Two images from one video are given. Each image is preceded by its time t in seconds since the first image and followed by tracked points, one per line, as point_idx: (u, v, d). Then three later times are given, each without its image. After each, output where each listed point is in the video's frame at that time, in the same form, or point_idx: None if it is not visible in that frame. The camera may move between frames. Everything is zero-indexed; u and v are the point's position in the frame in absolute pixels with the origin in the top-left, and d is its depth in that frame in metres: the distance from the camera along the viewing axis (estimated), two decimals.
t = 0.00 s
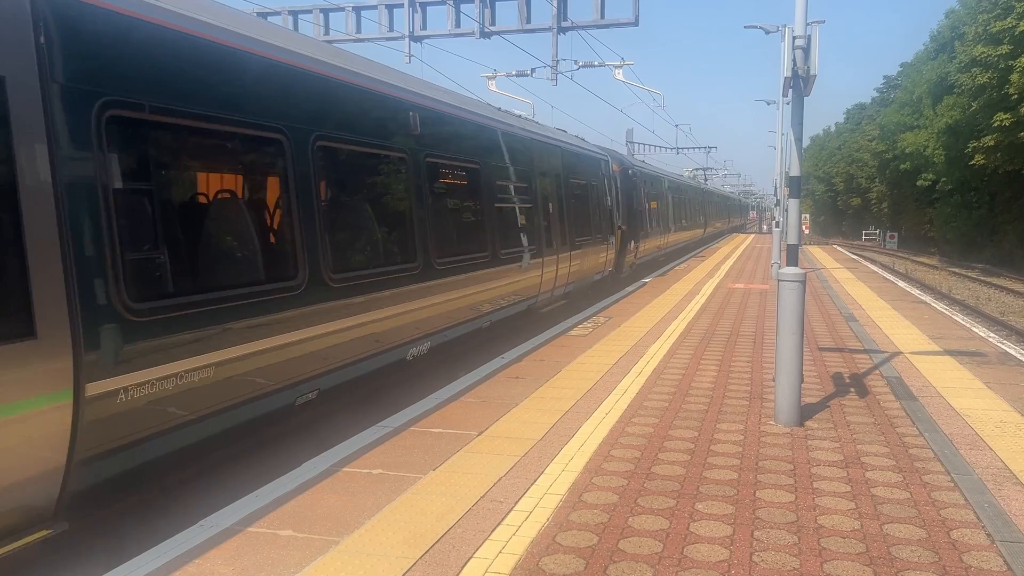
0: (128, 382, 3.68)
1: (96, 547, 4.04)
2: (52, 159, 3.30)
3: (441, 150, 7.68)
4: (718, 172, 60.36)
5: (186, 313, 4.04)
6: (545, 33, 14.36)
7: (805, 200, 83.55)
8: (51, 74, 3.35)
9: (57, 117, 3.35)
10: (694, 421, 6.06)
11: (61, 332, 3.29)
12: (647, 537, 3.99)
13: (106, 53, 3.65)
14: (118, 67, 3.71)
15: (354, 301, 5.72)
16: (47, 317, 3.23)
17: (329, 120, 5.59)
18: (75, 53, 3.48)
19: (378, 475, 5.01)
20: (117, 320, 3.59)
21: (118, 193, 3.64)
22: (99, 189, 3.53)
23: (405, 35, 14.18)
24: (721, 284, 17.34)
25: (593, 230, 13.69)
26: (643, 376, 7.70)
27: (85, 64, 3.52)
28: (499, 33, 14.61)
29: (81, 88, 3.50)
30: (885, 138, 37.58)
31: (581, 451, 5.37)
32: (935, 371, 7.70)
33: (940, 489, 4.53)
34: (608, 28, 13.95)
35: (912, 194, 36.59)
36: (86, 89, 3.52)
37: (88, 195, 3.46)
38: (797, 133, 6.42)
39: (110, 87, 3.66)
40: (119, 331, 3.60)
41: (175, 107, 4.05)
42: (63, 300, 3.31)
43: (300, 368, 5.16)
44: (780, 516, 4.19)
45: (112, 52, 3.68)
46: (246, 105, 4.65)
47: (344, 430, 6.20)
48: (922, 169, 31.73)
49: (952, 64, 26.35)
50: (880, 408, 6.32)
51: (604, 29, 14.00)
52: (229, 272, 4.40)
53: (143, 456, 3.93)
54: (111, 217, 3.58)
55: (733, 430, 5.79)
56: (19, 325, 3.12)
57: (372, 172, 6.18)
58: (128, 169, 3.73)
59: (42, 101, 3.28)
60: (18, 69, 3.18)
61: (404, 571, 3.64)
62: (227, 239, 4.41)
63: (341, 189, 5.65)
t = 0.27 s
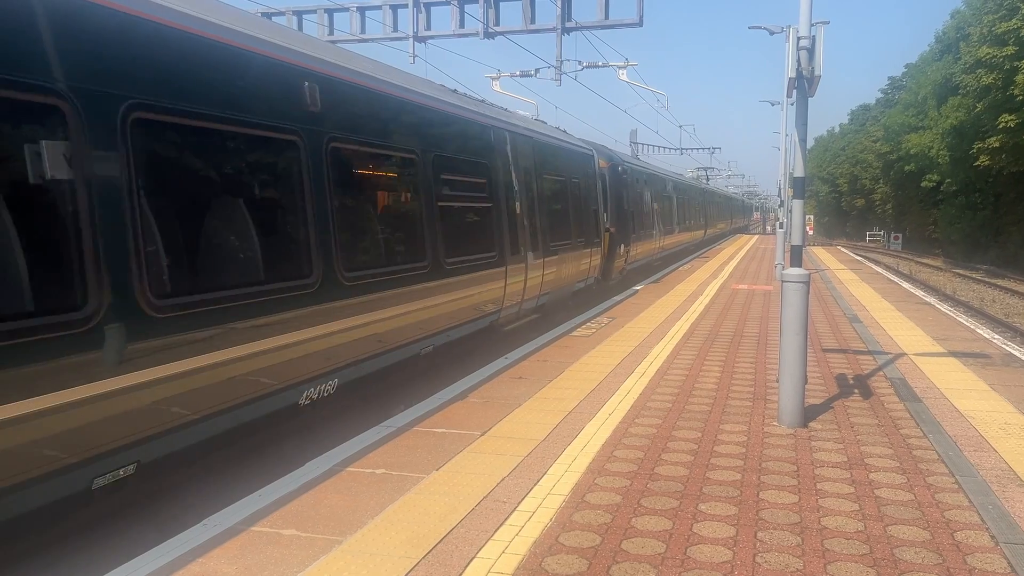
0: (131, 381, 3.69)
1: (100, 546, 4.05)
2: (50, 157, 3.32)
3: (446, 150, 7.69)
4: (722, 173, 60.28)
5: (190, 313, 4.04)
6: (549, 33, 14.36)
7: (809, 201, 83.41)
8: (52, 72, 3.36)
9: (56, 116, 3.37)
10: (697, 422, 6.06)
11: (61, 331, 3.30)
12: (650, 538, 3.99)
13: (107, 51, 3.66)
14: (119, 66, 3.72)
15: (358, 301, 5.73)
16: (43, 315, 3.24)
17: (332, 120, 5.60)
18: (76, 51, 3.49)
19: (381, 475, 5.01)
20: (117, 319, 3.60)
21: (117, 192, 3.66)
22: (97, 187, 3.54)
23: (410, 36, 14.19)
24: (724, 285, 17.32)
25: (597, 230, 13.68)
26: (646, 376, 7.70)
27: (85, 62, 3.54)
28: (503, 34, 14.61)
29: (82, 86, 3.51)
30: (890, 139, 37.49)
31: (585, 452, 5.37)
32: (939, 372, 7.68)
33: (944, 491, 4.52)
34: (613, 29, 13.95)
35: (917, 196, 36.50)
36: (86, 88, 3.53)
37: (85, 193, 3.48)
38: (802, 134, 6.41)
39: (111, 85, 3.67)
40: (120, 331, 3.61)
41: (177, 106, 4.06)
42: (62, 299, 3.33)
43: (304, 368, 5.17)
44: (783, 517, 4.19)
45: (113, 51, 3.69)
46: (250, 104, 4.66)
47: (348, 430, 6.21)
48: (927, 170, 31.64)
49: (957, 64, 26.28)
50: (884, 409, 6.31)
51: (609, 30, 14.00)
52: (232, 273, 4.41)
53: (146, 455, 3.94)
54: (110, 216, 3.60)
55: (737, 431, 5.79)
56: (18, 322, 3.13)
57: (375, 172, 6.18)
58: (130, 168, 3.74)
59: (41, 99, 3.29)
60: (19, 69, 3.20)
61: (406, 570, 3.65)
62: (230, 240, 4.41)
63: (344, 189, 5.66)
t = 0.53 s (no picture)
0: (135, 381, 3.70)
1: (104, 545, 4.07)
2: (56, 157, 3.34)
3: (449, 151, 7.70)
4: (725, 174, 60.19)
5: (194, 313, 4.06)
6: (553, 34, 14.37)
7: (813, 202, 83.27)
8: (58, 73, 3.38)
9: (62, 115, 3.38)
10: (701, 423, 6.05)
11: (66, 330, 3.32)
12: (653, 538, 3.99)
13: (112, 52, 3.68)
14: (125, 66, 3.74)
15: (361, 301, 5.74)
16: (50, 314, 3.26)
17: (336, 120, 5.61)
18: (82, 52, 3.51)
19: (385, 475, 5.02)
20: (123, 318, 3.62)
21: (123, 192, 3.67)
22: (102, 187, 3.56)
23: (414, 36, 14.21)
24: (728, 286, 17.30)
25: (600, 231, 13.68)
26: (649, 377, 7.70)
27: (91, 63, 3.56)
28: (507, 34, 14.62)
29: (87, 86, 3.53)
30: (894, 140, 37.41)
31: (588, 453, 5.37)
32: (943, 374, 7.67)
33: (948, 493, 4.51)
34: (617, 30, 13.95)
35: (921, 197, 36.42)
36: (92, 88, 3.55)
37: (90, 193, 3.50)
38: (806, 135, 6.41)
39: (116, 86, 3.69)
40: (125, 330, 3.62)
41: (182, 106, 4.08)
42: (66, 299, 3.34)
43: (307, 368, 5.18)
44: (787, 518, 4.19)
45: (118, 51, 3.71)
46: (254, 104, 4.67)
47: (351, 430, 6.22)
48: (932, 171, 31.58)
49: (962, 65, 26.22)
50: (888, 411, 6.30)
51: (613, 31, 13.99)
52: (237, 273, 4.42)
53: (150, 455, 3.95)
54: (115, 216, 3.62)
55: (740, 432, 5.78)
56: (26, 321, 3.15)
57: (379, 172, 6.19)
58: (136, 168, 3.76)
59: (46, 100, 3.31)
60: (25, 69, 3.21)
61: (410, 570, 3.66)
62: (234, 239, 4.43)
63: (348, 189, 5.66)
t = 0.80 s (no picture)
0: (139, 381, 3.71)
1: (108, 545, 4.08)
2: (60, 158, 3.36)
3: (453, 151, 7.70)
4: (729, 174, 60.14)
5: (198, 313, 4.07)
6: (556, 34, 14.37)
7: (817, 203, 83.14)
8: (62, 74, 3.40)
9: (66, 117, 3.40)
10: (704, 424, 6.05)
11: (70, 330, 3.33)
12: (655, 539, 3.99)
13: (115, 53, 3.69)
14: (128, 68, 3.76)
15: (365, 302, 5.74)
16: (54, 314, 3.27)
17: (339, 121, 5.61)
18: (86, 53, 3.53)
19: (388, 475, 5.03)
20: (127, 318, 3.63)
21: (126, 193, 3.69)
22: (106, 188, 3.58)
23: (417, 37, 14.23)
24: (731, 287, 17.28)
25: (604, 231, 13.67)
26: (653, 378, 7.69)
27: (95, 64, 3.57)
28: (510, 35, 14.63)
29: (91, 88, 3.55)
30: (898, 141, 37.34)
31: (591, 453, 5.37)
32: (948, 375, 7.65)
33: (951, 494, 4.50)
34: (620, 31, 13.95)
35: (926, 198, 36.33)
36: (96, 89, 3.57)
37: (94, 194, 3.52)
38: (809, 136, 6.40)
39: (120, 87, 3.70)
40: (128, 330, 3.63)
41: (184, 107, 4.09)
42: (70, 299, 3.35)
43: (310, 368, 5.18)
44: (789, 520, 4.18)
45: (122, 52, 3.73)
46: (256, 105, 4.68)
47: (355, 430, 6.23)
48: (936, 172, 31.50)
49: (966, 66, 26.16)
50: (892, 412, 6.29)
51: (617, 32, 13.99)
52: (240, 273, 4.43)
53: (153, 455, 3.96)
54: (118, 217, 3.63)
55: (744, 433, 5.78)
56: (32, 321, 3.17)
57: (382, 173, 6.19)
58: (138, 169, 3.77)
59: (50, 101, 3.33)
60: (29, 70, 3.23)
61: (412, 571, 3.66)
62: (237, 240, 4.43)
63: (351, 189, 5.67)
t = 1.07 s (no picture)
0: (142, 382, 3.72)
1: (110, 545, 4.08)
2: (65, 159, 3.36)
3: (454, 152, 7.70)
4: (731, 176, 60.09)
5: (201, 313, 4.08)
6: (558, 35, 14.38)
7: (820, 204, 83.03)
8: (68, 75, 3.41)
9: (72, 118, 3.41)
10: (706, 425, 6.05)
11: (71, 331, 3.34)
12: (657, 540, 3.99)
13: (119, 54, 3.70)
14: (132, 69, 3.76)
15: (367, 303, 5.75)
16: (57, 315, 3.29)
17: (341, 122, 5.61)
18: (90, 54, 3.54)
19: (390, 476, 5.03)
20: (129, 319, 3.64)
21: (130, 193, 3.70)
22: (110, 189, 3.59)
23: (420, 39, 14.24)
24: (733, 288, 17.27)
25: (605, 232, 13.67)
26: (654, 379, 7.69)
27: (100, 65, 3.58)
28: (512, 36, 14.64)
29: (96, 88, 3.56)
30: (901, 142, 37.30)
31: (593, 454, 5.37)
32: (950, 376, 7.64)
33: (953, 496, 4.50)
34: (623, 32, 13.94)
35: (928, 199, 36.28)
36: (100, 90, 3.58)
37: (98, 195, 3.53)
38: (812, 137, 6.40)
39: (123, 87, 3.71)
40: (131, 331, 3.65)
41: (188, 108, 4.10)
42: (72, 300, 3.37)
43: (312, 369, 5.19)
44: (792, 521, 4.18)
45: (125, 53, 3.73)
46: (258, 106, 4.69)
47: (356, 431, 6.24)
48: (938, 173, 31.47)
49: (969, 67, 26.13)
50: (894, 414, 6.28)
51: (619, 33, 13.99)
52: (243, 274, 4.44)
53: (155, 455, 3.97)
54: (120, 217, 3.65)
55: (746, 435, 5.77)
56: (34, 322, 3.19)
57: (384, 174, 6.20)
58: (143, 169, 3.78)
59: (56, 103, 3.33)
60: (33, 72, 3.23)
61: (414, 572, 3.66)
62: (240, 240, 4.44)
63: (353, 191, 5.67)
